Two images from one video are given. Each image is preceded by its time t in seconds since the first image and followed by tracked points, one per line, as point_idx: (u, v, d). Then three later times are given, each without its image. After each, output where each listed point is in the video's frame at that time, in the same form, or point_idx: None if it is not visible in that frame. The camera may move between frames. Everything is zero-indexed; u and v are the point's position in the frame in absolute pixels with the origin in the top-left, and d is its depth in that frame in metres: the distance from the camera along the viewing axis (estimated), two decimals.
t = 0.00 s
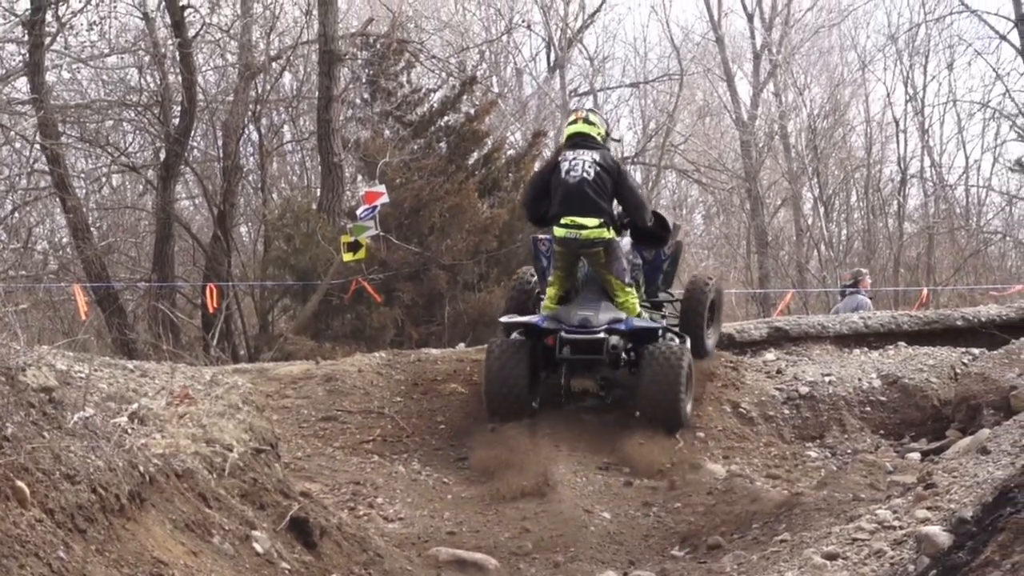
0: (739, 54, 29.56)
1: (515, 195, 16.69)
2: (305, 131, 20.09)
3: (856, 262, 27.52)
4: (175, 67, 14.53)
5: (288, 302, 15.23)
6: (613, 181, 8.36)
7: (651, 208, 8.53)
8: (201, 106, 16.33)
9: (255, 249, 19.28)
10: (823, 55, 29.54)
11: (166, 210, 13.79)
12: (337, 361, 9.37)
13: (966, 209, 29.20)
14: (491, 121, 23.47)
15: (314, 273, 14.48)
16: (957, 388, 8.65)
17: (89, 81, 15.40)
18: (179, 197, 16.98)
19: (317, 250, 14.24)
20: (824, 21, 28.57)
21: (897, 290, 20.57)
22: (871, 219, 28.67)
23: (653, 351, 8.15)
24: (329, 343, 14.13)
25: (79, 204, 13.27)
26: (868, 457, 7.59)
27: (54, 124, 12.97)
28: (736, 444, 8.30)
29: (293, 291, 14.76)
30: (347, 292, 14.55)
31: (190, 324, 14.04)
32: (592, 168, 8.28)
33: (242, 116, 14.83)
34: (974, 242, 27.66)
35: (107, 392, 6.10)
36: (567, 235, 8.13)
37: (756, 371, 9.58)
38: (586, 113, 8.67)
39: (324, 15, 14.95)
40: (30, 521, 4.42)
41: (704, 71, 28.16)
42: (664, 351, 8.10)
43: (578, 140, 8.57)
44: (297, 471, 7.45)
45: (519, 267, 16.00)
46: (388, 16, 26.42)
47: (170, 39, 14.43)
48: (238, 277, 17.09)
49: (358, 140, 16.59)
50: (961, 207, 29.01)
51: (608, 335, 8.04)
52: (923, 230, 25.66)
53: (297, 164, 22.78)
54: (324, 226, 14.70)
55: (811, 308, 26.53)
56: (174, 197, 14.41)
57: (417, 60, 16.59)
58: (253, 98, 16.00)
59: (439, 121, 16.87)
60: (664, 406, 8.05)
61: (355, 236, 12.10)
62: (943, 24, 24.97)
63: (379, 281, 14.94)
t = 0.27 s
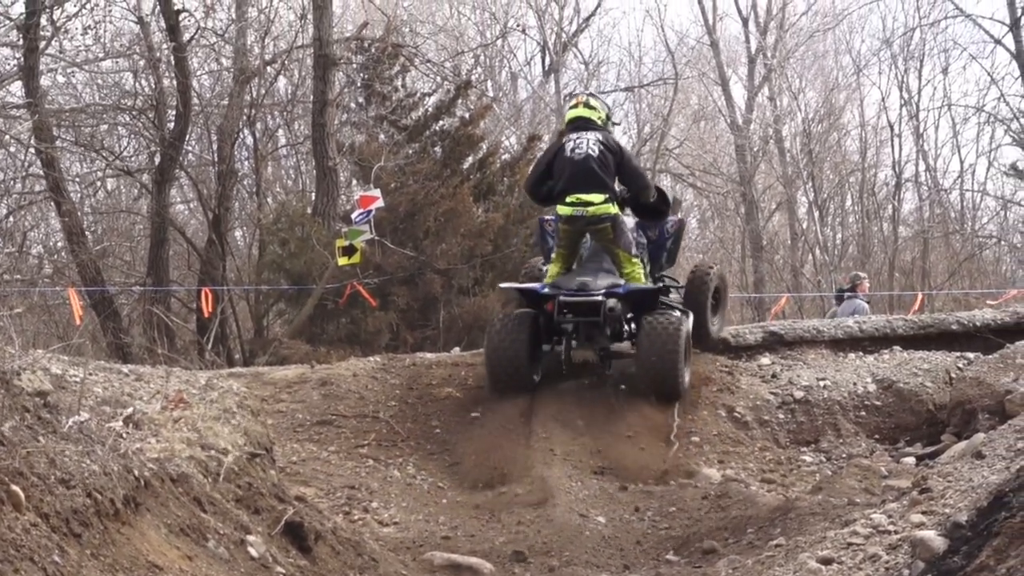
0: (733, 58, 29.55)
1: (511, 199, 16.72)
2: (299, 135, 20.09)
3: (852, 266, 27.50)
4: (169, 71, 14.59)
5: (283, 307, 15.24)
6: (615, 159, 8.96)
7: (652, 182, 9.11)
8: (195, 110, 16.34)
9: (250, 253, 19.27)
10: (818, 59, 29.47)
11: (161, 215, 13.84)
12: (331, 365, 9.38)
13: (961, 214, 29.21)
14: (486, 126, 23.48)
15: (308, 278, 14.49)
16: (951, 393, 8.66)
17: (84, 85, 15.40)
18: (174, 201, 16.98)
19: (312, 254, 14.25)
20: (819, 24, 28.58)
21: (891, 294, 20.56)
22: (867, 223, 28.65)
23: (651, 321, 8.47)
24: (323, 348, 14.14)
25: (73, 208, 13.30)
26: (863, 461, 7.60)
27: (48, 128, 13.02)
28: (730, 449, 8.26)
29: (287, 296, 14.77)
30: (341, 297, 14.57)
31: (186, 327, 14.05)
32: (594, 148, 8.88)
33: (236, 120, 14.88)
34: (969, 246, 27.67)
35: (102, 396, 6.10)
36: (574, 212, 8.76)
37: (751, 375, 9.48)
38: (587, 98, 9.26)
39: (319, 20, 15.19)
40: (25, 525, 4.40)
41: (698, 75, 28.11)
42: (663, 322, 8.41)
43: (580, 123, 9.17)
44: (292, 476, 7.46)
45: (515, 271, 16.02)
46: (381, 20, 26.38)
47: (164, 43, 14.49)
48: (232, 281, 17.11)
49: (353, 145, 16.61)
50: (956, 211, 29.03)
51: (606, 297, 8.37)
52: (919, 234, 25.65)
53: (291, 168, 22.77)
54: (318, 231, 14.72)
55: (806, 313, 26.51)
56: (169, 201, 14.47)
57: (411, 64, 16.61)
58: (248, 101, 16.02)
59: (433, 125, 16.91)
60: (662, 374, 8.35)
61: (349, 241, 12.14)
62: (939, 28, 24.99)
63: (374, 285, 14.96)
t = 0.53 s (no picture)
0: (728, 62, 29.55)
1: (506, 203, 16.75)
2: (294, 139, 20.09)
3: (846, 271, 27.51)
4: (165, 75, 14.60)
5: (278, 311, 15.26)
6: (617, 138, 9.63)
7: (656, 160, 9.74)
8: (190, 113, 16.33)
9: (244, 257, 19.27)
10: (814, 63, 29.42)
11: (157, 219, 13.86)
12: (326, 369, 9.40)
13: (955, 218, 29.25)
14: (481, 129, 23.46)
15: (304, 282, 14.51)
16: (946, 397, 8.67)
17: (79, 89, 15.41)
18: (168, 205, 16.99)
19: (307, 258, 14.27)
20: (814, 29, 28.60)
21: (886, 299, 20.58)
22: (862, 228, 28.66)
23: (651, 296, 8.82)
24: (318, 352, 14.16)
25: (69, 212, 13.31)
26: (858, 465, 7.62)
27: (44, 132, 13.04)
28: (725, 452, 8.24)
29: (282, 300, 14.80)
30: (336, 301, 14.59)
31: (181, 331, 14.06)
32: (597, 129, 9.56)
33: (232, 124, 14.89)
34: (964, 250, 27.69)
35: (96, 401, 6.11)
36: (582, 188, 9.34)
37: (746, 379, 9.44)
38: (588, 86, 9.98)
39: (315, 24, 15.23)
40: (20, 528, 4.38)
41: (694, 79, 28.07)
42: (663, 297, 8.74)
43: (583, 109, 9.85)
44: (287, 480, 7.47)
45: (510, 275, 16.04)
46: (376, 25, 26.36)
47: (161, 47, 14.51)
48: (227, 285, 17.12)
49: (348, 149, 16.64)
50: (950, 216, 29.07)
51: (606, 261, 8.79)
52: (914, 239, 25.67)
53: (286, 173, 22.77)
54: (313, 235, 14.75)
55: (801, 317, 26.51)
56: (164, 205, 14.49)
57: (407, 68, 16.63)
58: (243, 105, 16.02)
59: (429, 129, 16.94)
60: (661, 349, 8.66)
61: (344, 244, 12.11)
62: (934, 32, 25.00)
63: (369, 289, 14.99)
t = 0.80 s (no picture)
0: (724, 66, 29.52)
1: (501, 207, 16.77)
2: (289, 143, 20.08)
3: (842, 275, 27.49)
4: (160, 79, 14.63)
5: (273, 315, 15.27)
6: (623, 126, 9.93)
7: (662, 144, 10.04)
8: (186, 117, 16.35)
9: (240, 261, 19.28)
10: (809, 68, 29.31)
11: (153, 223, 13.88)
12: (322, 372, 9.41)
13: (951, 222, 29.24)
14: (477, 134, 23.45)
15: (299, 285, 14.53)
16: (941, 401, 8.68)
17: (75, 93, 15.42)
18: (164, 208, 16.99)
19: (302, 262, 14.28)
20: (809, 33, 28.59)
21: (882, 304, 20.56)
22: (857, 231, 28.66)
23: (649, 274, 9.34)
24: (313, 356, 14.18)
25: (64, 215, 13.33)
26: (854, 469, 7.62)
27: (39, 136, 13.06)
28: (722, 456, 8.22)
29: (278, 304, 14.82)
30: (332, 305, 14.61)
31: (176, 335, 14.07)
32: (602, 117, 9.87)
33: (228, 127, 14.90)
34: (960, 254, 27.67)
35: (91, 405, 6.12)
36: (592, 174, 9.63)
37: (742, 384, 9.42)
38: (593, 77, 10.30)
39: (310, 28, 15.27)
40: (16, 532, 4.36)
41: (690, 83, 28.04)
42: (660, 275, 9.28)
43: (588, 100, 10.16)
44: (283, 483, 7.48)
45: (506, 279, 16.06)
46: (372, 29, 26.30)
47: (156, 51, 14.53)
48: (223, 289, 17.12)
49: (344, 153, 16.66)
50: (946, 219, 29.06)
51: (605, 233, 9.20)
52: (910, 242, 25.65)
53: (282, 176, 22.78)
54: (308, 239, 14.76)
55: (797, 321, 26.50)
56: (160, 208, 14.51)
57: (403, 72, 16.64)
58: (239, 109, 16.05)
59: (424, 133, 16.97)
60: (660, 324, 9.20)
61: (341, 249, 12.02)
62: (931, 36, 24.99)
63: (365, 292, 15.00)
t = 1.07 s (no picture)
0: (719, 70, 29.50)
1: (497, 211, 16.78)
2: (284, 146, 20.09)
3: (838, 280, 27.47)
4: (155, 82, 14.64)
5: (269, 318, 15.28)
6: (630, 120, 9.95)
7: (670, 137, 10.06)
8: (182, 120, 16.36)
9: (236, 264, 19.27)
10: (804, 71, 29.18)
11: (147, 226, 13.88)
12: (318, 375, 9.41)
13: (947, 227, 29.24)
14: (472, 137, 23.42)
15: (296, 288, 14.53)
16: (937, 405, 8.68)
17: (70, 96, 15.42)
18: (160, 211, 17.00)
19: (298, 265, 14.29)
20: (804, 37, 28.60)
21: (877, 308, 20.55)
22: (853, 235, 28.66)
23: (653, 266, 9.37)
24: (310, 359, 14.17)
25: (60, 218, 13.33)
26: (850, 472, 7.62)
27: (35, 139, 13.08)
28: (716, 460, 8.23)
29: (274, 307, 14.82)
30: (328, 308, 14.61)
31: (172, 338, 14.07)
32: (610, 113, 9.89)
33: (224, 131, 14.92)
34: (956, 257, 27.67)
35: (85, 409, 6.12)
36: (600, 171, 9.67)
37: (737, 387, 9.41)
38: (599, 72, 10.34)
39: (305, 32, 15.29)
40: (12, 535, 4.34)
41: (686, 86, 28.03)
42: (664, 266, 9.31)
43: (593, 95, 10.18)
44: (278, 487, 7.49)
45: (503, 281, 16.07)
46: (366, 32, 26.24)
47: (151, 55, 14.55)
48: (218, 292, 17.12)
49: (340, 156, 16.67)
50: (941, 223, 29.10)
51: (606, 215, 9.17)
52: (906, 246, 25.64)
53: (278, 178, 22.81)
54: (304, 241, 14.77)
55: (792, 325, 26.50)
56: (156, 211, 14.52)
57: (398, 75, 16.66)
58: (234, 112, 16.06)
59: (420, 136, 17.01)
60: (664, 317, 9.22)
61: (336, 253, 12.04)
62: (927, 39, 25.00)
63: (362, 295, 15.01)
